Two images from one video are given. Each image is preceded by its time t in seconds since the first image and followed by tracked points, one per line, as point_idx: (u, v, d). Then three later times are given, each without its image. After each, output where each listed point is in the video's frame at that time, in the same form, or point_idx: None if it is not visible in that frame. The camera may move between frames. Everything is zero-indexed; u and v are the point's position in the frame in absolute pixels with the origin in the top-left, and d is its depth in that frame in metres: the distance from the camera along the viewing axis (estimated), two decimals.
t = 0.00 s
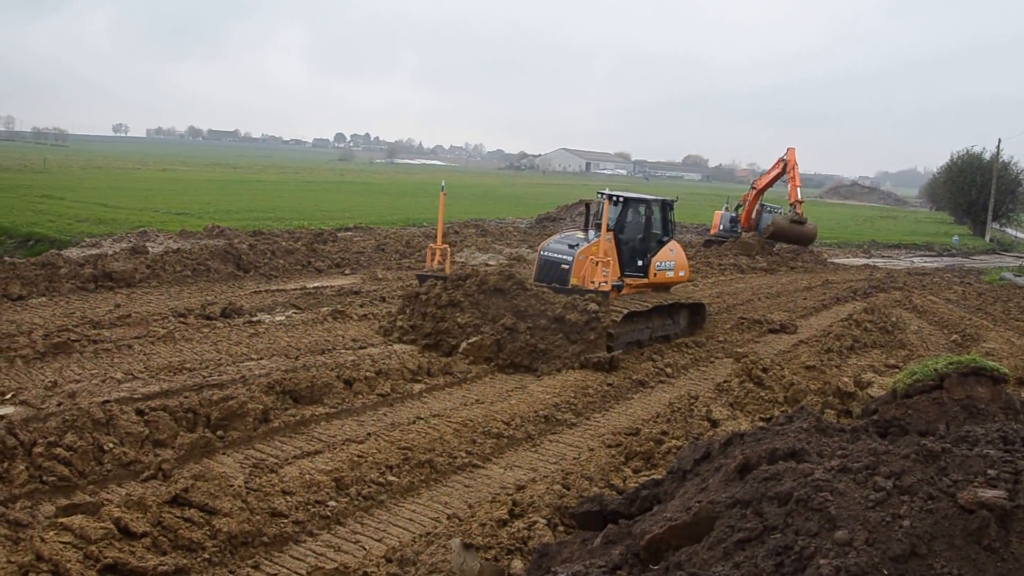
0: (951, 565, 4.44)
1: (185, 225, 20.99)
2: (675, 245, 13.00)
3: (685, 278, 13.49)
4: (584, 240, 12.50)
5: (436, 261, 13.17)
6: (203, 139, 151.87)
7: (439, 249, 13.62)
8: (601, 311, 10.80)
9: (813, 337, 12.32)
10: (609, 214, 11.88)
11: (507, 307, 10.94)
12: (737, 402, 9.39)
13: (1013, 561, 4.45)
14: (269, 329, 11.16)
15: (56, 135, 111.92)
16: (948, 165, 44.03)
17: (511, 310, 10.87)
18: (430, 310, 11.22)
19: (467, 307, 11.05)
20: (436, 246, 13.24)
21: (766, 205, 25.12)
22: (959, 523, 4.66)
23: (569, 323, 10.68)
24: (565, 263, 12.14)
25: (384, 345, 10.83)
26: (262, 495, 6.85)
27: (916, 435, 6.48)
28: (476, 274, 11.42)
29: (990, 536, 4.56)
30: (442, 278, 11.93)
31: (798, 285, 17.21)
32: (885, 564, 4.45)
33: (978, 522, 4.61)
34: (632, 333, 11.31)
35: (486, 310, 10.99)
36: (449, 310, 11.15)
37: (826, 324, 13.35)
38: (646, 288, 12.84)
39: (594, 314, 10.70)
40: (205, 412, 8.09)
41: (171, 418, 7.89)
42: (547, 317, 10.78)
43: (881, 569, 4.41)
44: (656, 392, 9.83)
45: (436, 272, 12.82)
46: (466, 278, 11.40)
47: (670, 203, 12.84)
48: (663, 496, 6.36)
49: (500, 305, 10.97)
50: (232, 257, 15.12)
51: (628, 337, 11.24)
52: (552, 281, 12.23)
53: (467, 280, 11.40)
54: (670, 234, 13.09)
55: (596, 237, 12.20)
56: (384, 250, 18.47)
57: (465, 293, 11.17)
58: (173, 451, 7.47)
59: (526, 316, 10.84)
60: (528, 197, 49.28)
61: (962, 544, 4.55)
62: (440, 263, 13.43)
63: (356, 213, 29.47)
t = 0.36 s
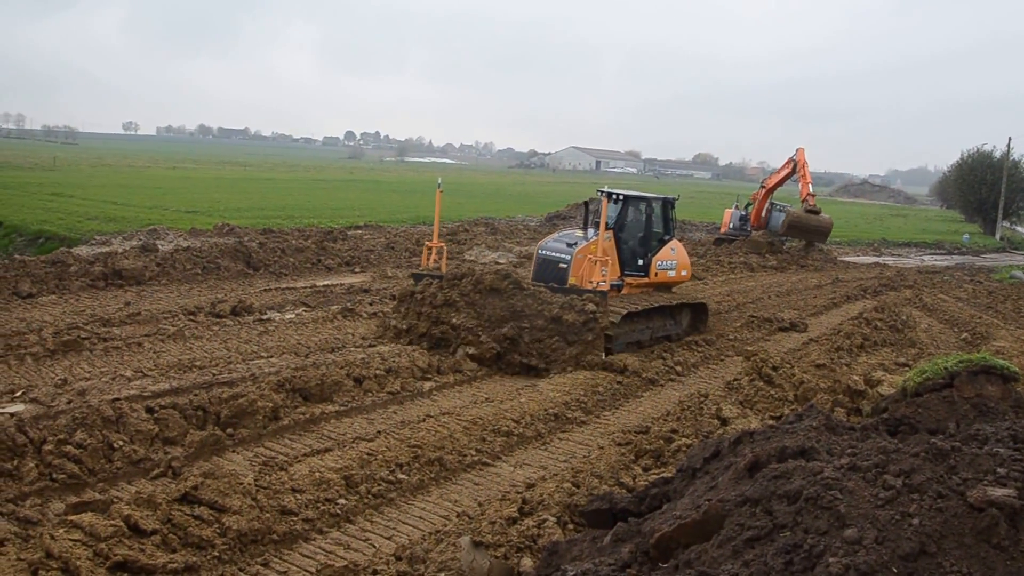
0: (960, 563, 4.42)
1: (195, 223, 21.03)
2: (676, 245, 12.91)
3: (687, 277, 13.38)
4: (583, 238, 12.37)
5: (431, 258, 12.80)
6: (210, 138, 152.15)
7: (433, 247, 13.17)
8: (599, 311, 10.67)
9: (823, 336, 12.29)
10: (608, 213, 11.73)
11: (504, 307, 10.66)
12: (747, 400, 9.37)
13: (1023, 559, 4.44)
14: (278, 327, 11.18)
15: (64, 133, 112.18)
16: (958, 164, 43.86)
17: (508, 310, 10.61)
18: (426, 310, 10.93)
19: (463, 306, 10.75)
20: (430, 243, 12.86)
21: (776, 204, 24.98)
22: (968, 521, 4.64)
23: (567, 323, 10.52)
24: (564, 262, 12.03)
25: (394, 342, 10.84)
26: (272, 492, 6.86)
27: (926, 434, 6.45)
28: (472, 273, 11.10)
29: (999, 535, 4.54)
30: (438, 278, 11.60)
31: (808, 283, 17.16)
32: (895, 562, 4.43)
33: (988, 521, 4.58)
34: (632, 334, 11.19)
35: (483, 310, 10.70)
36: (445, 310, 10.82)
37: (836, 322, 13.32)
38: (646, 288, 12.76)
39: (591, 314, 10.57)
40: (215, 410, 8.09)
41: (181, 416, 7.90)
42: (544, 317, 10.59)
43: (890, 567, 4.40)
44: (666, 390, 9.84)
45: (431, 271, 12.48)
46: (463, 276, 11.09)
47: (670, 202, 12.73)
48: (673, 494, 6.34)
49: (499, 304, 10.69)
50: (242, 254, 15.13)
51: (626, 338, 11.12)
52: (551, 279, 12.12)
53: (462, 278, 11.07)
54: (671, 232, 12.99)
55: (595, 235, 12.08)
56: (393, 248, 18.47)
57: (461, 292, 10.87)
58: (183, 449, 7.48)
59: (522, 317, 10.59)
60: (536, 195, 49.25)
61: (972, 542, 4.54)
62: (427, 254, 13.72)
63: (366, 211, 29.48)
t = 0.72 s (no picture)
0: (969, 563, 4.40)
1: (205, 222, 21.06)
2: (676, 245, 12.83)
3: (688, 279, 13.29)
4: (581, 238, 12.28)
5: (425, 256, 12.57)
6: (218, 138, 152.45)
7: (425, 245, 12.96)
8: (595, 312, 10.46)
9: (832, 335, 12.25)
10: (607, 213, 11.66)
11: (497, 308, 10.50)
12: (756, 400, 9.34)
13: None
14: (288, 326, 11.19)
15: (74, 133, 112.62)
16: (969, 164, 43.68)
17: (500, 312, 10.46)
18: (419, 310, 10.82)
19: (456, 307, 10.64)
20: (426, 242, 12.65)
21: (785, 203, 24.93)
22: (978, 521, 4.62)
23: (562, 325, 10.28)
24: (560, 262, 11.90)
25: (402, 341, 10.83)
26: (281, 491, 6.87)
27: (935, 434, 6.43)
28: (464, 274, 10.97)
29: (1009, 535, 4.51)
30: (431, 275, 11.45)
31: (818, 282, 17.11)
32: (904, 562, 4.42)
33: (997, 520, 4.55)
34: (631, 335, 10.96)
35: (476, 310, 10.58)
36: (438, 310, 10.71)
37: (846, 322, 13.30)
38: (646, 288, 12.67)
39: (588, 315, 10.34)
40: (224, 408, 8.11)
41: (190, 415, 7.91)
42: (539, 318, 10.37)
43: (900, 566, 4.38)
44: (676, 389, 9.82)
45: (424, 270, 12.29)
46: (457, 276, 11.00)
47: (670, 201, 12.66)
48: (682, 493, 6.33)
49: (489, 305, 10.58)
50: (251, 253, 15.16)
51: (626, 339, 10.91)
52: (547, 279, 11.98)
53: (457, 279, 10.98)
54: (670, 232, 12.92)
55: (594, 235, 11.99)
56: (403, 247, 18.49)
57: (455, 293, 10.79)
58: (192, 447, 7.49)
59: (516, 318, 10.42)
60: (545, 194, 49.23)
61: (981, 542, 4.51)
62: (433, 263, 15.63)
63: (375, 210, 29.49)
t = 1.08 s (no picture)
0: (979, 564, 4.38)
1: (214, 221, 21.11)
2: (676, 245, 12.75)
3: (688, 279, 13.23)
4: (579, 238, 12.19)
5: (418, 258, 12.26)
6: (226, 138, 152.83)
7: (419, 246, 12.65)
8: (590, 316, 10.26)
9: (842, 335, 12.22)
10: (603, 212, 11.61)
11: (490, 312, 10.44)
12: (766, 400, 9.33)
13: None
14: (297, 325, 11.21)
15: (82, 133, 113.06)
16: (980, 164, 43.48)
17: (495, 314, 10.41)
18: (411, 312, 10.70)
19: (449, 310, 10.55)
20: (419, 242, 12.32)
21: (795, 203, 24.89)
22: (988, 521, 4.59)
23: (556, 329, 10.17)
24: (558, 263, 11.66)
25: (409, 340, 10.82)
26: (290, 490, 6.88)
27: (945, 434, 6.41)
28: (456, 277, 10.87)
29: (1019, 535, 4.49)
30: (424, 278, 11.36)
31: (827, 282, 17.06)
32: (913, 562, 4.40)
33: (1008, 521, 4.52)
34: (630, 338, 10.79)
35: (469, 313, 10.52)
36: (430, 313, 10.64)
37: (855, 322, 13.26)
38: (645, 289, 12.60)
39: (583, 319, 10.16)
40: (234, 408, 8.13)
41: (199, 415, 7.93)
42: (532, 322, 10.31)
43: (909, 567, 4.37)
44: (685, 388, 9.81)
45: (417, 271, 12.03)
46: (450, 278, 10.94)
47: (668, 201, 12.61)
48: (691, 493, 6.32)
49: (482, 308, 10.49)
50: (261, 252, 15.18)
51: (625, 341, 10.76)
52: (544, 281, 11.75)
53: (449, 281, 10.92)
54: (669, 233, 12.86)
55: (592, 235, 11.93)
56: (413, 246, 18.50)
57: (447, 295, 10.70)
58: (202, 446, 7.51)
59: (508, 321, 10.36)
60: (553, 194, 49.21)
61: (991, 542, 4.49)
62: (426, 264, 16.59)
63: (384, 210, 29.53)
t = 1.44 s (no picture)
0: (990, 566, 4.36)
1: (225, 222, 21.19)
2: (675, 245, 12.69)
3: (688, 280, 13.24)
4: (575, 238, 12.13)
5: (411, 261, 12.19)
6: (236, 138, 153.39)
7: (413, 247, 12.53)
8: (584, 320, 10.13)
9: (851, 336, 12.18)
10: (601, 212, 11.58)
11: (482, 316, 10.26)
12: (775, 401, 9.30)
13: None
14: (307, 325, 11.24)
15: (93, 133, 113.66)
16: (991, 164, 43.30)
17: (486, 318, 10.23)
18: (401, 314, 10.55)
19: (440, 315, 10.37)
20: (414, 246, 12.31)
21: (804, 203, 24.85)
22: (999, 524, 4.56)
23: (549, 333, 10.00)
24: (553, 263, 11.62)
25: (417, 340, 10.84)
26: (299, 489, 6.90)
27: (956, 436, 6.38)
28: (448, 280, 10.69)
29: None
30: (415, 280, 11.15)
31: (837, 283, 17.02)
32: (924, 564, 4.39)
33: (1020, 524, 4.50)
34: (627, 341, 10.68)
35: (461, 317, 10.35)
36: (421, 317, 10.45)
37: (865, 323, 13.21)
38: (645, 290, 12.57)
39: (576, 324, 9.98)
40: (243, 407, 8.16)
41: (209, 414, 7.96)
42: (524, 327, 10.11)
43: (920, 569, 4.36)
44: (694, 389, 9.80)
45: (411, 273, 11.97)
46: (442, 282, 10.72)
47: (666, 201, 12.59)
48: (700, 494, 6.31)
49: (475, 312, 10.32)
50: (271, 252, 15.23)
51: (623, 344, 10.66)
52: (540, 282, 11.70)
53: (440, 285, 10.72)
54: (667, 233, 12.85)
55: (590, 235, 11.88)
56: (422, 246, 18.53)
57: (438, 300, 10.50)
58: (212, 446, 7.54)
59: (501, 325, 10.18)
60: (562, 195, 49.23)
61: (1002, 545, 4.46)
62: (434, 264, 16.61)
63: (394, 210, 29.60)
